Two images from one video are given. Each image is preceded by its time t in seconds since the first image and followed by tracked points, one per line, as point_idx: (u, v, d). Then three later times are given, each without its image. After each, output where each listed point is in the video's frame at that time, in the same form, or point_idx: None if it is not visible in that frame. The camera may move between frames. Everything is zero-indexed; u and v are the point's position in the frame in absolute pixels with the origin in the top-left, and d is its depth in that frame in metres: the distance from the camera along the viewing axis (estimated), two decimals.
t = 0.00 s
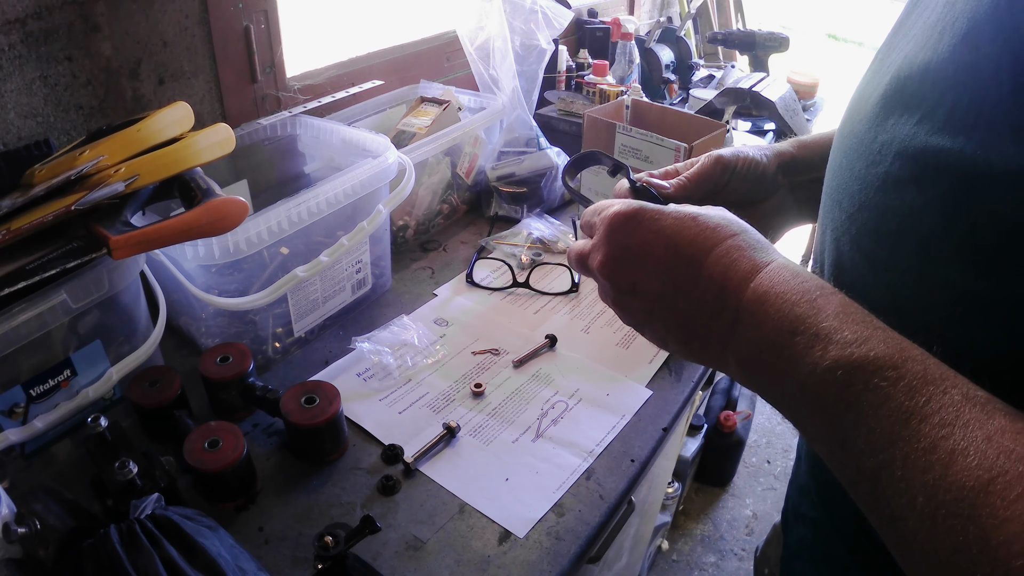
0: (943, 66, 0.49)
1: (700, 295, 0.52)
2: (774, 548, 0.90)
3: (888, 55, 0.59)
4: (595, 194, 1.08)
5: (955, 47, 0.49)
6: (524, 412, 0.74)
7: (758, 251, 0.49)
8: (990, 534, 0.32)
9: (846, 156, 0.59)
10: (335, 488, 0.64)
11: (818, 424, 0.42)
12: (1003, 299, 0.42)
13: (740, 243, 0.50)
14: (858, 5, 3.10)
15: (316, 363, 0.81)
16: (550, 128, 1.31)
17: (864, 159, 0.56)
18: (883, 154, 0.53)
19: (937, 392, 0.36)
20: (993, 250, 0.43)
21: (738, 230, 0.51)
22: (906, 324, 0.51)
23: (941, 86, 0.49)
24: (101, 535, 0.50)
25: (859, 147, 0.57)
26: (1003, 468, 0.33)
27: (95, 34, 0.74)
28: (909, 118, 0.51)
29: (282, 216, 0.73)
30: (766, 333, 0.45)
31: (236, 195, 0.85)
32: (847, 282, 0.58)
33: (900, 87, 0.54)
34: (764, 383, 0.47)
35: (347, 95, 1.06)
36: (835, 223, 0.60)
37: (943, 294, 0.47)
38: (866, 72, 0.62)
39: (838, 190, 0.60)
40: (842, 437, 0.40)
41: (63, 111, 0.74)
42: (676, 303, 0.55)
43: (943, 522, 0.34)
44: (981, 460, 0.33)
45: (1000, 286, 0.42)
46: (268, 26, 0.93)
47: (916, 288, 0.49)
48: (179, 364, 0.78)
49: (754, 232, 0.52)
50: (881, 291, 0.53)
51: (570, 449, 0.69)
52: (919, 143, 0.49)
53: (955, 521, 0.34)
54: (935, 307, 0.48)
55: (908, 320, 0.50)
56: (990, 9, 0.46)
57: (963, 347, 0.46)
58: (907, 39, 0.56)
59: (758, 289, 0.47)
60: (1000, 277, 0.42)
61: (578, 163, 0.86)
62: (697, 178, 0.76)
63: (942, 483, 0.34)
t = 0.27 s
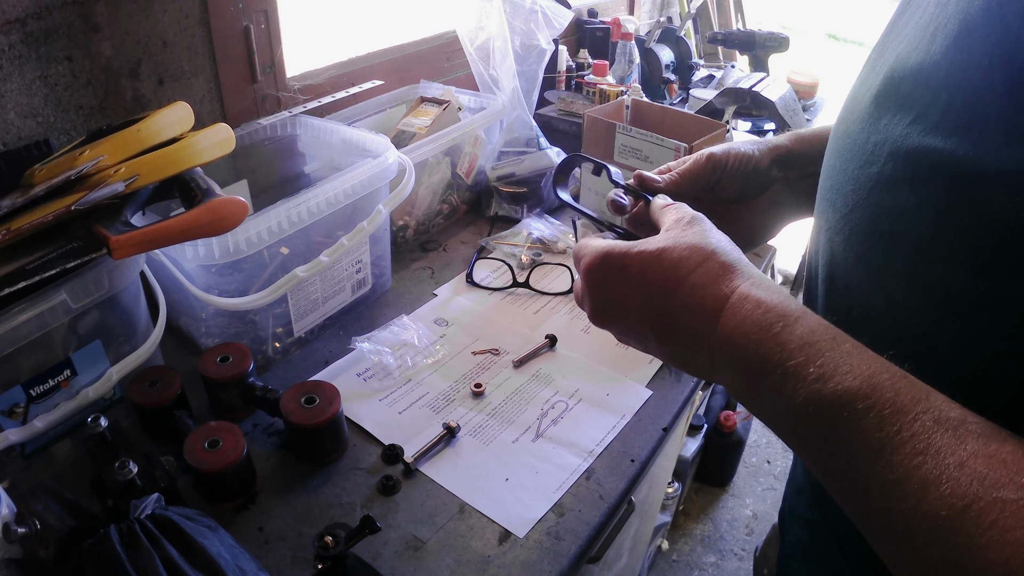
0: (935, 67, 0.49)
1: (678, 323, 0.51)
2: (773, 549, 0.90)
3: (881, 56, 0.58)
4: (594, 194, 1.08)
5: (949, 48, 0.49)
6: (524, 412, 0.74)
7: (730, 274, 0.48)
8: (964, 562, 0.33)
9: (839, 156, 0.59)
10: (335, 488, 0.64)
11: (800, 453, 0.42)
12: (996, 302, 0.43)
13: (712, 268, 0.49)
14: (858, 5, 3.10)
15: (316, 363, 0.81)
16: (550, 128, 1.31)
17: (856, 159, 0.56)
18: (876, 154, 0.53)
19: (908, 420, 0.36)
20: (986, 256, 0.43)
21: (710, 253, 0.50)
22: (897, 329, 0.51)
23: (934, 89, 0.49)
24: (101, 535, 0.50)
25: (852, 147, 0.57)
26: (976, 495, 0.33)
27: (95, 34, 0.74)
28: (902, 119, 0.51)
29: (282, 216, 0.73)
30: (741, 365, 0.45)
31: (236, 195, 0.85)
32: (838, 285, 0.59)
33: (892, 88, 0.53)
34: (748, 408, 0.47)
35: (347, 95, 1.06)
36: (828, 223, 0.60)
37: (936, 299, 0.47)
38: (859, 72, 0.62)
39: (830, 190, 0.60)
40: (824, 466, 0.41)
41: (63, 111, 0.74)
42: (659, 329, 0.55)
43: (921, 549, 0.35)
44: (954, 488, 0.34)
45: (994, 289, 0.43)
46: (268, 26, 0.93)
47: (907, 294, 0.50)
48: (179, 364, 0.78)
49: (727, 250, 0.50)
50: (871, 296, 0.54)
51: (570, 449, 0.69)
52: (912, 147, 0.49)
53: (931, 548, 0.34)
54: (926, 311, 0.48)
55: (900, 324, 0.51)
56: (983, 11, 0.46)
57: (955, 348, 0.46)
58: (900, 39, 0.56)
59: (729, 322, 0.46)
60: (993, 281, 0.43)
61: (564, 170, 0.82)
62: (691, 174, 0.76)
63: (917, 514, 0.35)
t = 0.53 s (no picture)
0: (931, 69, 0.49)
1: (669, 333, 0.51)
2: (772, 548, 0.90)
3: (877, 57, 0.58)
4: (595, 194, 1.08)
5: (945, 50, 0.48)
6: (524, 412, 0.73)
7: (722, 283, 0.48)
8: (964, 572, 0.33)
9: (835, 157, 0.59)
10: (335, 488, 0.64)
11: (794, 466, 0.42)
12: (992, 305, 0.43)
13: (705, 277, 0.48)
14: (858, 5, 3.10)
15: (316, 363, 0.81)
16: (550, 128, 1.31)
17: (853, 160, 0.56)
18: (872, 156, 0.53)
19: (905, 430, 0.37)
20: (982, 259, 0.43)
21: (703, 262, 0.49)
22: (894, 334, 0.51)
23: (931, 90, 0.49)
24: (101, 535, 0.50)
25: (848, 148, 0.57)
26: (975, 505, 0.33)
27: (95, 33, 0.74)
28: (899, 121, 0.51)
29: (282, 215, 0.73)
30: (732, 375, 0.45)
31: (236, 195, 0.85)
32: (834, 287, 0.59)
33: (888, 89, 0.53)
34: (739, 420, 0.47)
35: (347, 95, 1.06)
36: (824, 225, 0.60)
37: (932, 302, 0.47)
38: (856, 73, 0.62)
39: (827, 192, 0.60)
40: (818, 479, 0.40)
41: (63, 111, 0.74)
42: (650, 338, 0.54)
43: (920, 560, 0.35)
44: (953, 498, 0.34)
45: (990, 292, 0.43)
46: (268, 26, 0.93)
47: (903, 298, 0.50)
48: (179, 364, 0.78)
49: (720, 260, 0.50)
50: (867, 300, 0.54)
51: (570, 449, 0.69)
52: (909, 148, 0.49)
53: (929, 559, 0.34)
54: (923, 315, 0.48)
55: (895, 327, 0.51)
56: (979, 11, 0.46)
57: (950, 351, 0.47)
58: (896, 39, 0.56)
59: (721, 330, 0.45)
60: (989, 284, 0.43)
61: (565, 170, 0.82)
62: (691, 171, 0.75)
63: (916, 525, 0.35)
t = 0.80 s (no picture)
0: (928, 69, 0.49)
1: (655, 329, 0.51)
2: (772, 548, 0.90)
3: (875, 57, 0.58)
4: (594, 193, 1.08)
5: (943, 50, 0.48)
6: (524, 412, 0.74)
7: (709, 279, 0.48)
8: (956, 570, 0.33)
9: (834, 157, 0.59)
10: (335, 488, 0.64)
11: (783, 464, 0.41)
12: (991, 306, 0.43)
13: (692, 272, 0.49)
14: (858, 5, 3.10)
15: (316, 363, 0.81)
16: (550, 128, 1.31)
17: (851, 161, 0.56)
18: (870, 157, 0.53)
19: (895, 427, 0.37)
20: (979, 259, 0.43)
21: (690, 258, 0.50)
22: (892, 334, 0.51)
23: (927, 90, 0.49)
24: (101, 535, 0.50)
25: (847, 149, 0.57)
26: (968, 503, 0.33)
27: (95, 33, 0.74)
28: (896, 121, 0.51)
29: (282, 215, 0.73)
30: (718, 371, 0.44)
31: (236, 195, 0.85)
32: (832, 288, 0.59)
33: (887, 90, 0.53)
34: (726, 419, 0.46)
35: (347, 95, 1.06)
36: (823, 227, 0.60)
37: (930, 303, 0.47)
38: (854, 73, 0.62)
39: (825, 193, 0.60)
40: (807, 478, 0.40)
41: (63, 111, 0.74)
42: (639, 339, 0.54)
43: (911, 557, 0.35)
44: (945, 496, 0.34)
45: (988, 292, 0.43)
46: (268, 26, 0.93)
47: (901, 298, 0.50)
48: (180, 364, 0.78)
49: (707, 258, 0.51)
50: (865, 300, 0.54)
51: (570, 449, 0.69)
52: (906, 149, 0.49)
53: (921, 557, 0.34)
54: (920, 315, 0.48)
55: (893, 328, 0.51)
56: (977, 11, 0.46)
57: (949, 352, 0.47)
58: (894, 41, 0.56)
59: (707, 324, 0.45)
60: (987, 284, 0.43)
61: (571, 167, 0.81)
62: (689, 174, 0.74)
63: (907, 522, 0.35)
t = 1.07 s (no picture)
0: (928, 69, 0.49)
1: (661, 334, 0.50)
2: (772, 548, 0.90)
3: (874, 58, 0.58)
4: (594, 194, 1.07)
5: (943, 49, 0.48)
6: (524, 412, 0.73)
7: (714, 285, 0.48)
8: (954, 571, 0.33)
9: (832, 157, 0.59)
10: (335, 488, 0.64)
11: (786, 469, 0.41)
12: (988, 306, 0.43)
13: (697, 279, 0.48)
14: (858, 5, 3.10)
15: (316, 363, 0.81)
16: (550, 128, 1.31)
17: (850, 161, 0.56)
18: (869, 156, 0.53)
19: (895, 430, 0.37)
20: (977, 260, 0.43)
21: (695, 265, 0.49)
22: (890, 334, 0.52)
23: (927, 90, 0.49)
24: (101, 535, 0.50)
25: (846, 149, 0.57)
26: (965, 505, 0.33)
27: (95, 34, 0.74)
28: (896, 121, 0.51)
29: (282, 215, 0.73)
30: (723, 378, 0.44)
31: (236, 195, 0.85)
32: (829, 288, 0.59)
33: (885, 90, 0.53)
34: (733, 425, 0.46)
35: (347, 95, 1.06)
36: (822, 226, 0.60)
37: (927, 303, 0.47)
38: (853, 73, 0.62)
39: (825, 193, 0.60)
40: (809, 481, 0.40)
41: (63, 111, 0.74)
42: (645, 344, 0.54)
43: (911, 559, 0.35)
44: (943, 498, 0.34)
45: (985, 293, 0.43)
46: (268, 26, 0.93)
47: (900, 299, 0.50)
48: (180, 364, 0.78)
49: (713, 264, 0.50)
50: (863, 301, 0.54)
51: (570, 449, 0.69)
52: (906, 149, 0.49)
53: (921, 560, 0.34)
54: (919, 316, 0.48)
55: (891, 328, 0.51)
56: (977, 11, 0.46)
57: (946, 351, 0.47)
58: (894, 40, 0.56)
59: (712, 331, 0.45)
60: (984, 285, 0.43)
61: (564, 172, 0.82)
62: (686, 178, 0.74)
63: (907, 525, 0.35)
